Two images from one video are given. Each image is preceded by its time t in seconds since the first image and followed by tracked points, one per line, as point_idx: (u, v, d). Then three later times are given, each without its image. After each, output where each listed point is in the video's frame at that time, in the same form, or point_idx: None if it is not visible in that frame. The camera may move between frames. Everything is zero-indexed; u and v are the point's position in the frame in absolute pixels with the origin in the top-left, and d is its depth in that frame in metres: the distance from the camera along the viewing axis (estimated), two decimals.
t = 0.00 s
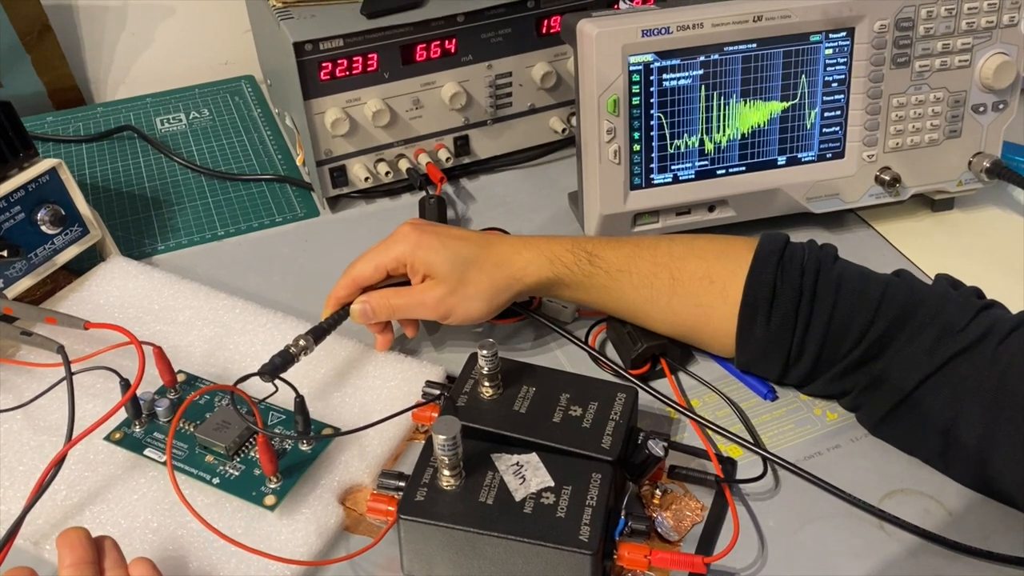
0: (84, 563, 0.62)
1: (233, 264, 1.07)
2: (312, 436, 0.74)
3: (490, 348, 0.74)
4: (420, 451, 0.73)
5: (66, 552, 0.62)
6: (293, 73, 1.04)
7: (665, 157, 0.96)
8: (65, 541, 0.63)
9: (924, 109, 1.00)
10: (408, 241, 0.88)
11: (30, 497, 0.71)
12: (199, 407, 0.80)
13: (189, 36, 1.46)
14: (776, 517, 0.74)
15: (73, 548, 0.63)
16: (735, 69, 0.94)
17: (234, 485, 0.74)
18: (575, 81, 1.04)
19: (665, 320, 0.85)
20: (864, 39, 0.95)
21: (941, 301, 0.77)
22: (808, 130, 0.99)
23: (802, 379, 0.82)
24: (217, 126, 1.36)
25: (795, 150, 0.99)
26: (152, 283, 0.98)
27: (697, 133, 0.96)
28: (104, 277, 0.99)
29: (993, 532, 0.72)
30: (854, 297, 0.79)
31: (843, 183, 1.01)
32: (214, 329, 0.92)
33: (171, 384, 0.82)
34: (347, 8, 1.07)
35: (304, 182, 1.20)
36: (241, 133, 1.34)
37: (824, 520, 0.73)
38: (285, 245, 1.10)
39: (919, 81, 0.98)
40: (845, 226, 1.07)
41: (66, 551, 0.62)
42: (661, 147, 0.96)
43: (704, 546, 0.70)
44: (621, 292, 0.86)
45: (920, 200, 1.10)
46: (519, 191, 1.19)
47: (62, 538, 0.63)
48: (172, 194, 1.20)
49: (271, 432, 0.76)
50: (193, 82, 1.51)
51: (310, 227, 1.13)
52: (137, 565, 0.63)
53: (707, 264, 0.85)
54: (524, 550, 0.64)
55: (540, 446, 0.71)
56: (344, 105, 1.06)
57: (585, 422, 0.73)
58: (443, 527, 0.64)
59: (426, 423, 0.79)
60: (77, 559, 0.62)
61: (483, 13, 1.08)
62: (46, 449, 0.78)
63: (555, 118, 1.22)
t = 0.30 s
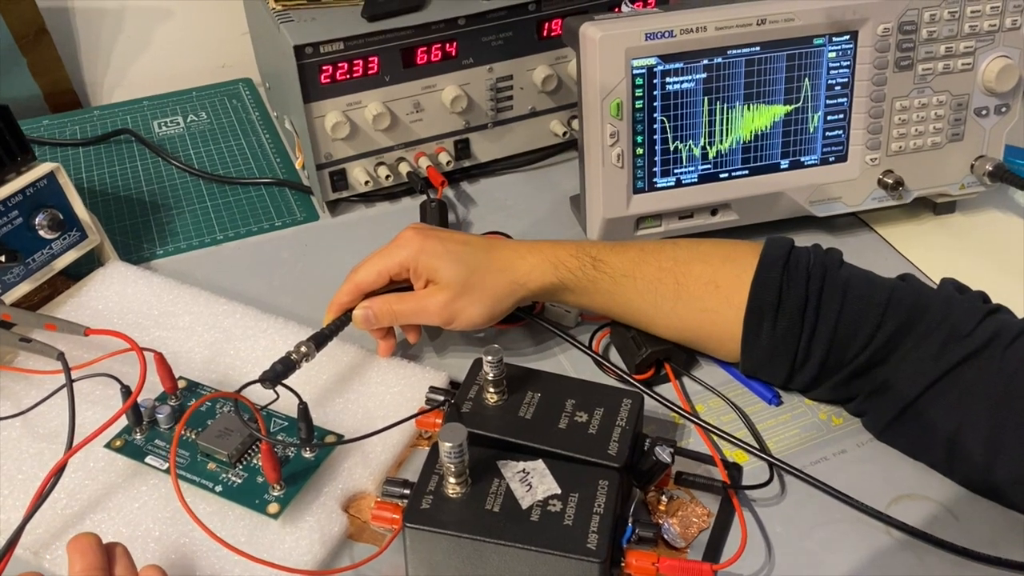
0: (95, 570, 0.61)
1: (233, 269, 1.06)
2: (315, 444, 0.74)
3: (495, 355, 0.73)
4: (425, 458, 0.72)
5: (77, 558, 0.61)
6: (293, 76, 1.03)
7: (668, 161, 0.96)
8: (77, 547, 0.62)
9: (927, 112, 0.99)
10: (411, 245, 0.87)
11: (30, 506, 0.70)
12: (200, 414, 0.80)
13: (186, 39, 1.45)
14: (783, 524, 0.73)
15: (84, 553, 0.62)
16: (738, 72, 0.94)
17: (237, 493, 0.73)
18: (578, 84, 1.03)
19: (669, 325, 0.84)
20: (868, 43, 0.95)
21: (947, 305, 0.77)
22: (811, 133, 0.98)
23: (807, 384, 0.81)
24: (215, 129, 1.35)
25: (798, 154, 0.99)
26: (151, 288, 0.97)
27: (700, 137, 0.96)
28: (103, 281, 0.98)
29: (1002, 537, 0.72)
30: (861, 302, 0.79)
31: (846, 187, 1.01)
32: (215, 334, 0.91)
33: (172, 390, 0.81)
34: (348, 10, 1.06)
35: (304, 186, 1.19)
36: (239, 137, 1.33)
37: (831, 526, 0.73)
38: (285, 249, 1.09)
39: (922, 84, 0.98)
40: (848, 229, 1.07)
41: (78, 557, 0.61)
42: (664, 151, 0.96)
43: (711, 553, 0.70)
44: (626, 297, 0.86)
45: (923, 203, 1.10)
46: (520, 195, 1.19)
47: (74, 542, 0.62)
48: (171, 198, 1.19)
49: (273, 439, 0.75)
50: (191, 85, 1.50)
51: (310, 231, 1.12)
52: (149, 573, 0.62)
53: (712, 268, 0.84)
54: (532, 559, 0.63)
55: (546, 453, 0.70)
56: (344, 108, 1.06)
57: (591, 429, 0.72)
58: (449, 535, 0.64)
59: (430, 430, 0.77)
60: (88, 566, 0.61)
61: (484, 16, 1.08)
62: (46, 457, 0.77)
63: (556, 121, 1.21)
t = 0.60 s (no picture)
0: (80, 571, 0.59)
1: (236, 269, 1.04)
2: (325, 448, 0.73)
3: (508, 356, 0.72)
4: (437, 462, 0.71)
5: (61, 560, 0.59)
6: (297, 75, 1.02)
7: (678, 160, 0.95)
8: (59, 546, 0.60)
9: (938, 111, 0.99)
10: (422, 241, 0.86)
11: (35, 512, 0.69)
12: (207, 418, 0.78)
13: (186, 38, 1.44)
14: (800, 527, 0.72)
15: (68, 555, 0.60)
16: (749, 71, 0.93)
17: (246, 498, 0.71)
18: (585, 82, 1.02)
19: (683, 324, 0.83)
20: (879, 41, 0.94)
21: (965, 305, 0.76)
22: (822, 132, 0.97)
23: (822, 384, 0.81)
24: (216, 129, 1.34)
25: (808, 153, 0.98)
26: (154, 289, 0.96)
27: (710, 136, 0.95)
28: (105, 283, 0.97)
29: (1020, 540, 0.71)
30: (877, 301, 0.78)
31: (856, 186, 1.00)
32: (219, 336, 0.90)
33: (178, 394, 0.80)
34: (352, 8, 1.05)
35: (307, 186, 1.18)
36: (240, 136, 1.32)
37: (848, 529, 0.72)
38: (289, 249, 1.08)
39: (933, 83, 0.98)
40: (857, 229, 1.06)
41: (62, 559, 0.59)
42: (674, 150, 0.95)
43: (729, 557, 0.69)
44: (638, 296, 0.85)
45: (931, 202, 1.10)
46: (525, 194, 1.18)
47: (56, 543, 0.60)
48: (172, 198, 1.18)
49: (282, 442, 0.74)
50: (190, 84, 1.48)
51: (314, 232, 1.11)
52: (144, 564, 0.59)
53: (726, 267, 0.84)
54: (549, 564, 0.62)
55: (561, 456, 0.69)
56: (349, 107, 1.04)
57: (605, 432, 0.71)
58: (465, 540, 0.62)
59: (441, 433, 0.77)
60: (73, 568, 0.59)
61: (490, 13, 1.06)
62: (49, 462, 0.75)
63: (561, 120, 1.20)
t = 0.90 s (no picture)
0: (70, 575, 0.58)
1: (239, 269, 1.04)
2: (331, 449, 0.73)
3: (516, 356, 0.72)
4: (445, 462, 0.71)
5: (49, 565, 0.58)
6: (300, 74, 1.01)
7: (682, 159, 0.95)
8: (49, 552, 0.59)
9: (941, 110, 0.99)
10: (433, 226, 0.86)
11: (40, 513, 0.69)
12: (212, 418, 0.78)
13: (186, 37, 1.43)
14: (808, 526, 0.72)
15: (56, 561, 0.58)
16: (754, 70, 0.93)
17: (253, 498, 0.71)
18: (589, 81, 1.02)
19: (690, 321, 0.83)
20: (883, 40, 0.94)
21: (972, 305, 0.76)
22: (826, 132, 0.97)
23: (829, 383, 0.80)
24: (217, 128, 1.33)
25: (812, 152, 0.98)
26: (157, 289, 0.95)
27: (715, 135, 0.95)
28: (108, 283, 0.96)
29: None
30: (885, 300, 0.78)
31: (860, 186, 1.00)
32: (223, 336, 0.90)
33: (182, 394, 0.79)
34: (355, 7, 1.05)
35: (309, 186, 1.17)
36: (241, 136, 1.31)
37: (856, 528, 0.72)
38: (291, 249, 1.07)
39: (937, 83, 0.98)
40: (861, 229, 1.06)
41: (51, 564, 0.58)
42: (679, 149, 0.94)
43: (737, 557, 0.69)
44: (645, 292, 0.85)
45: (934, 202, 1.10)
46: (528, 194, 1.17)
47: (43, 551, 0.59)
48: (174, 197, 1.18)
49: (288, 443, 0.74)
50: (190, 84, 1.48)
51: (316, 231, 1.11)
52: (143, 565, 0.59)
53: (735, 263, 0.84)
54: (558, 564, 0.62)
55: (569, 456, 0.69)
56: (352, 106, 1.04)
57: (613, 431, 0.71)
58: (474, 540, 0.62)
59: (448, 433, 0.77)
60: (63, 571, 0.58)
61: (493, 13, 1.06)
62: (53, 463, 0.75)
63: (564, 120, 1.20)
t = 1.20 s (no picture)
0: None
1: (237, 272, 1.04)
2: (330, 453, 0.73)
3: (514, 360, 0.72)
4: (443, 466, 0.71)
5: None
6: (298, 77, 1.01)
7: (680, 162, 0.95)
8: None
9: (938, 114, 0.99)
10: (430, 234, 0.86)
11: (37, 518, 0.68)
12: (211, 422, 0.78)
13: (184, 39, 1.43)
14: (806, 529, 0.72)
15: None
16: (752, 73, 0.93)
17: (251, 502, 0.71)
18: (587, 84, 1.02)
19: (688, 325, 0.83)
20: (881, 44, 0.94)
21: (970, 308, 0.76)
22: (824, 135, 0.98)
23: (827, 387, 0.81)
24: (214, 131, 1.33)
25: (810, 156, 0.98)
26: (155, 292, 0.95)
27: (713, 139, 0.95)
28: (105, 286, 0.96)
29: None
30: (883, 304, 0.78)
31: (857, 189, 1.01)
32: (221, 339, 0.90)
33: (181, 398, 0.79)
34: (354, 10, 1.05)
35: (307, 188, 1.17)
36: (239, 138, 1.31)
37: (855, 531, 0.72)
38: (289, 252, 1.07)
39: (934, 86, 0.98)
40: (858, 232, 1.06)
41: None
42: (677, 153, 0.95)
43: (735, 560, 0.69)
44: (643, 297, 0.85)
45: (931, 205, 1.10)
46: (526, 197, 1.17)
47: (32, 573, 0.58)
48: (171, 200, 1.17)
49: (287, 447, 0.74)
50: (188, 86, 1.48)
51: (314, 234, 1.10)
52: None
53: (732, 268, 0.84)
54: (558, 568, 0.62)
55: (568, 459, 0.69)
56: (350, 109, 1.04)
57: (612, 435, 0.71)
58: (473, 544, 0.62)
59: (447, 437, 0.77)
60: None
61: (491, 16, 1.06)
62: (51, 467, 0.75)
63: (562, 123, 1.20)
